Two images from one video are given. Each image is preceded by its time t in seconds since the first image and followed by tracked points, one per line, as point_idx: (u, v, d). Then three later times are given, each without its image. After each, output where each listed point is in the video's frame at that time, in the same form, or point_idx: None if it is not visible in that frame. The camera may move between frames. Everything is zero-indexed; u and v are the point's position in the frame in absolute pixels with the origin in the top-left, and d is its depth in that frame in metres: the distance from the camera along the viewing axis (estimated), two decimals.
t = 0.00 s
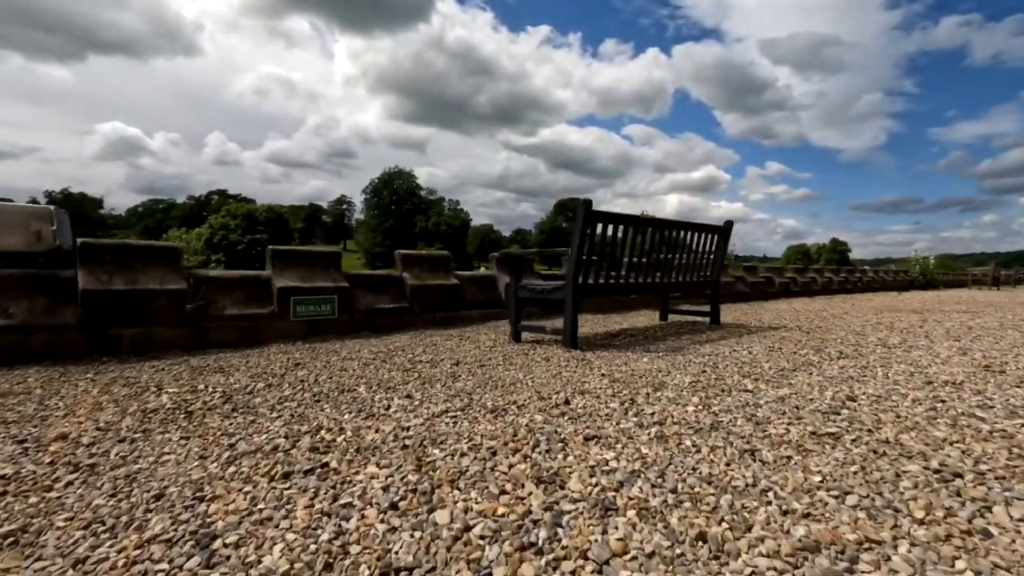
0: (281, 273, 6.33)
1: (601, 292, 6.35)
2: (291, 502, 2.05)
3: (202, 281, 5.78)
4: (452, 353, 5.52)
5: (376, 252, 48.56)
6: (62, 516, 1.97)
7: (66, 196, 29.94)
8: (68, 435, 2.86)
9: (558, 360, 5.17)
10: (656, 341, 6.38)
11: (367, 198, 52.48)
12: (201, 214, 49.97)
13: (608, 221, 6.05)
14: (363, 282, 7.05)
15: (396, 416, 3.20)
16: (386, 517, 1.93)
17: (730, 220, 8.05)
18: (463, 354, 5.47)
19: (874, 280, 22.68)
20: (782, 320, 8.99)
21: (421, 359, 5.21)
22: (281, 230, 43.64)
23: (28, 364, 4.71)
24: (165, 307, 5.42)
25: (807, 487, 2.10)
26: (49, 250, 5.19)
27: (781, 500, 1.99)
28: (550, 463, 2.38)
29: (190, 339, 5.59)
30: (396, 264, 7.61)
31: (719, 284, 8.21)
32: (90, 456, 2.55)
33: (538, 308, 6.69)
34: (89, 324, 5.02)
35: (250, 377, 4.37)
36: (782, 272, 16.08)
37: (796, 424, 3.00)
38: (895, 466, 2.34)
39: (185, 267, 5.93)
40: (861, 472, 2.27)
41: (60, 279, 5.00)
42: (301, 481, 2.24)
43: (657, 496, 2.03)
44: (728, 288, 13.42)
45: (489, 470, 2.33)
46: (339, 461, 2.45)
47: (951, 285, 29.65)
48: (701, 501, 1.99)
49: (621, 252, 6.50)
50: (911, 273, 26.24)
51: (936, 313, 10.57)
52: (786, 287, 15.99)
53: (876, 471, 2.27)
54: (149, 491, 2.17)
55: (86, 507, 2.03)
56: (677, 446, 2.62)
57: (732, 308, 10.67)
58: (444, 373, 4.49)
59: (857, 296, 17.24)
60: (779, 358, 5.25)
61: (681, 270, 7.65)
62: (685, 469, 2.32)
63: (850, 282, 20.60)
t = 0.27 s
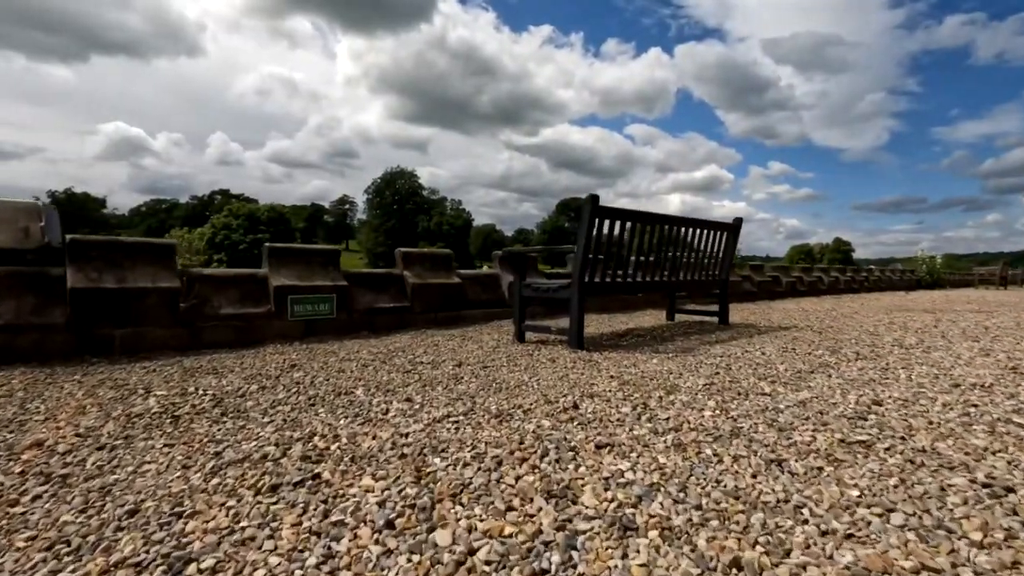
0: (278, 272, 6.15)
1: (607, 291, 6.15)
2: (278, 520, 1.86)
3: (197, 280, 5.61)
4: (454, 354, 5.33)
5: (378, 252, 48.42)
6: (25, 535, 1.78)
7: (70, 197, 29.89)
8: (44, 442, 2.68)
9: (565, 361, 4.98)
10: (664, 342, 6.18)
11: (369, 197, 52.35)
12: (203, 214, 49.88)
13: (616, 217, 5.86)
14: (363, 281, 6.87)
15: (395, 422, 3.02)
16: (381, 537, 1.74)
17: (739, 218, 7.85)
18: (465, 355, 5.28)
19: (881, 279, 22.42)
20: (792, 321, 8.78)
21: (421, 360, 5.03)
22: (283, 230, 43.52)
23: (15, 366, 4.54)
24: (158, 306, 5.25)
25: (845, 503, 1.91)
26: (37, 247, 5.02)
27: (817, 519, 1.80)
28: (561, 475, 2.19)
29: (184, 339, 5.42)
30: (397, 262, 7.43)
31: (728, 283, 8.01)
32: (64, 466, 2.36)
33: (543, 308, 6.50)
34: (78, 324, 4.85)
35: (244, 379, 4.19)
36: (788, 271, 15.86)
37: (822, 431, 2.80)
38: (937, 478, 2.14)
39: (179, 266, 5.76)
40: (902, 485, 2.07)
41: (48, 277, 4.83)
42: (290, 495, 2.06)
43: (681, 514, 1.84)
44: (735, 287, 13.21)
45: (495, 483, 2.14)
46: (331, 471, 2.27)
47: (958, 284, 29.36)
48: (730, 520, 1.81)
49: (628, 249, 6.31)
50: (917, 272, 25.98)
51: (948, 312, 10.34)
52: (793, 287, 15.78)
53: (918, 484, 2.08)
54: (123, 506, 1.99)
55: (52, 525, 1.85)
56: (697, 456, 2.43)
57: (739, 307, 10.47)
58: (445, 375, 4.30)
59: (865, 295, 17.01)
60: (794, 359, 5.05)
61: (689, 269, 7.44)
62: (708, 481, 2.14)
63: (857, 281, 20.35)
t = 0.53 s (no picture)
0: (273, 274, 5.95)
1: (615, 294, 5.93)
2: (255, 562, 1.65)
3: (189, 283, 5.42)
4: (455, 361, 5.12)
5: (380, 252, 48.26)
6: None
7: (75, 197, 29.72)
8: (11, 462, 2.48)
9: (571, 368, 4.77)
10: (673, 347, 5.95)
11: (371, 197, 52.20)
12: (206, 214, 49.79)
13: (624, 218, 5.64)
14: (362, 284, 6.66)
15: (392, 439, 2.80)
16: None
17: (749, 218, 7.61)
18: (466, 362, 5.06)
19: (888, 280, 22.15)
20: (803, 324, 8.54)
21: (421, 367, 4.82)
22: (285, 230, 43.39)
23: None
24: (148, 310, 5.05)
25: (895, 544, 1.69)
26: (22, 249, 4.82)
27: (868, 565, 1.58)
28: (573, 506, 1.98)
29: (175, 344, 5.22)
30: (397, 264, 7.23)
31: (738, 285, 7.77)
32: (27, 493, 2.16)
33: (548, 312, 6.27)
34: (64, 329, 4.65)
35: (234, 388, 3.99)
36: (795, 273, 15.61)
37: (855, 451, 2.57)
38: (993, 511, 1.91)
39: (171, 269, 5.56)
40: (955, 520, 1.85)
41: (33, 281, 4.63)
42: (271, 529, 1.85)
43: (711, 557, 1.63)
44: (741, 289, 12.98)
45: (499, 515, 1.92)
46: (319, 501, 2.06)
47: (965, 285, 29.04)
48: (767, 565, 1.59)
49: (636, 251, 6.08)
50: (924, 273, 25.68)
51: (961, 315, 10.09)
52: (800, 289, 15.53)
53: (973, 518, 1.86)
54: (84, 543, 1.78)
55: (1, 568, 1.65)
56: (720, 481, 2.21)
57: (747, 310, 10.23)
58: (446, 385, 4.08)
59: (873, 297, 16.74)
60: (812, 366, 4.82)
61: (699, 271, 7.21)
62: (737, 514, 1.92)
63: (864, 282, 20.08)
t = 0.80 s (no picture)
0: (271, 276, 5.76)
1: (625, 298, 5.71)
2: None
3: (183, 287, 5.22)
4: (459, 368, 4.91)
5: (383, 252, 48.12)
6: None
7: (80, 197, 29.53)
8: None
9: (580, 376, 4.56)
10: (685, 353, 5.73)
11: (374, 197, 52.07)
12: (209, 214, 49.71)
13: (634, 219, 5.42)
14: (362, 286, 6.47)
15: (392, 459, 2.60)
16: None
17: (762, 219, 7.39)
18: (470, 370, 4.85)
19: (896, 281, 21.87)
20: (816, 327, 8.31)
21: (424, 375, 4.61)
22: (288, 230, 43.27)
23: None
24: (140, 315, 4.86)
25: None
26: (8, 252, 4.63)
27: None
28: (594, 545, 1.78)
29: (169, 350, 5.02)
30: (399, 266, 7.03)
31: (750, 288, 7.54)
32: None
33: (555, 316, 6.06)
34: (51, 335, 4.47)
35: (227, 399, 3.79)
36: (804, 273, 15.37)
37: (897, 475, 2.36)
38: None
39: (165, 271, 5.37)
40: None
41: (19, 285, 4.44)
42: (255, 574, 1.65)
43: None
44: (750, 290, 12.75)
45: (511, 556, 1.72)
46: (309, 536, 1.86)
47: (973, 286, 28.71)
48: None
49: (647, 253, 5.87)
50: (932, 273, 25.39)
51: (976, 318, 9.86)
52: (808, 289, 15.29)
53: None
54: None
55: None
56: (754, 512, 2.01)
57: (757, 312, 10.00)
58: (449, 395, 3.87)
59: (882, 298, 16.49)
60: (833, 374, 4.60)
61: (711, 274, 6.99)
62: (778, 556, 1.71)
63: (872, 283, 19.81)
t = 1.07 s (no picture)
0: (270, 278, 5.59)
1: (637, 300, 5.50)
2: None
3: (178, 288, 5.05)
4: (464, 373, 4.72)
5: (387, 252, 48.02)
6: None
7: (85, 198, 29.48)
8: None
9: (591, 382, 4.36)
10: (699, 357, 5.52)
11: (378, 197, 51.98)
12: (213, 213, 49.71)
13: (646, 218, 5.21)
14: (364, 288, 6.30)
15: (393, 476, 2.41)
16: None
17: (776, 218, 7.17)
18: (476, 375, 4.66)
19: (907, 281, 21.57)
20: (832, 330, 8.08)
21: (428, 381, 4.42)
22: (292, 230, 43.23)
23: None
24: (133, 318, 4.69)
25: None
26: None
27: None
28: None
29: (163, 354, 4.86)
30: (402, 267, 6.86)
31: (763, 289, 7.32)
32: None
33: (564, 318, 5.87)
34: (41, 339, 4.30)
35: (222, 406, 3.62)
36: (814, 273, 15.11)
37: (947, 498, 2.15)
38: None
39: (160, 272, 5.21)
40: None
41: (7, 287, 4.28)
42: None
43: None
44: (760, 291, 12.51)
45: None
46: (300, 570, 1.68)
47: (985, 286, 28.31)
48: None
49: (659, 253, 5.65)
50: (943, 273, 25.05)
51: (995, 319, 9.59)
52: (819, 290, 15.03)
53: None
54: None
55: None
56: (794, 542, 1.82)
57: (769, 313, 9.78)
58: (455, 403, 3.69)
59: (894, 298, 16.20)
60: (857, 381, 4.38)
61: (724, 274, 6.76)
62: None
63: (883, 283, 19.51)
